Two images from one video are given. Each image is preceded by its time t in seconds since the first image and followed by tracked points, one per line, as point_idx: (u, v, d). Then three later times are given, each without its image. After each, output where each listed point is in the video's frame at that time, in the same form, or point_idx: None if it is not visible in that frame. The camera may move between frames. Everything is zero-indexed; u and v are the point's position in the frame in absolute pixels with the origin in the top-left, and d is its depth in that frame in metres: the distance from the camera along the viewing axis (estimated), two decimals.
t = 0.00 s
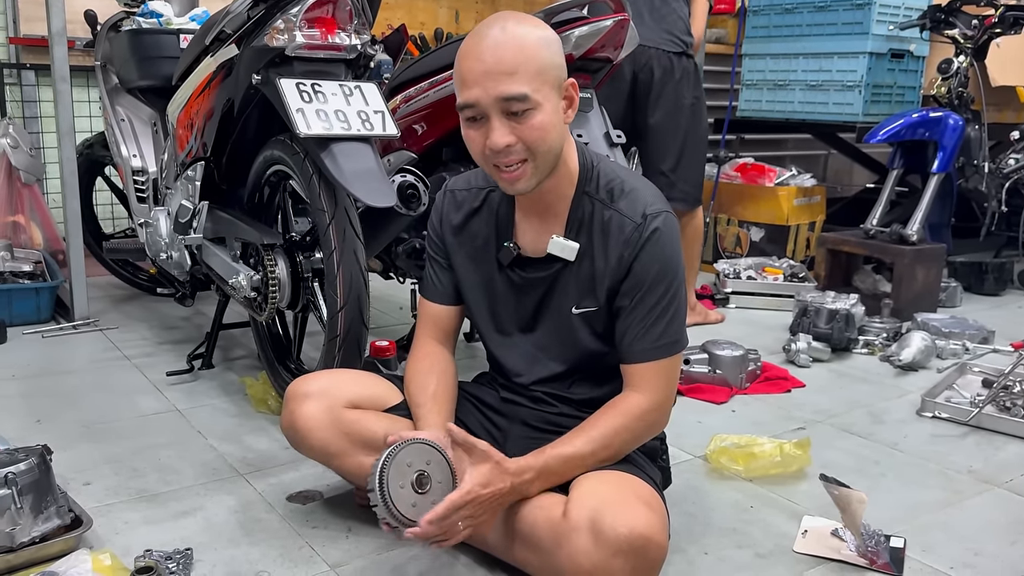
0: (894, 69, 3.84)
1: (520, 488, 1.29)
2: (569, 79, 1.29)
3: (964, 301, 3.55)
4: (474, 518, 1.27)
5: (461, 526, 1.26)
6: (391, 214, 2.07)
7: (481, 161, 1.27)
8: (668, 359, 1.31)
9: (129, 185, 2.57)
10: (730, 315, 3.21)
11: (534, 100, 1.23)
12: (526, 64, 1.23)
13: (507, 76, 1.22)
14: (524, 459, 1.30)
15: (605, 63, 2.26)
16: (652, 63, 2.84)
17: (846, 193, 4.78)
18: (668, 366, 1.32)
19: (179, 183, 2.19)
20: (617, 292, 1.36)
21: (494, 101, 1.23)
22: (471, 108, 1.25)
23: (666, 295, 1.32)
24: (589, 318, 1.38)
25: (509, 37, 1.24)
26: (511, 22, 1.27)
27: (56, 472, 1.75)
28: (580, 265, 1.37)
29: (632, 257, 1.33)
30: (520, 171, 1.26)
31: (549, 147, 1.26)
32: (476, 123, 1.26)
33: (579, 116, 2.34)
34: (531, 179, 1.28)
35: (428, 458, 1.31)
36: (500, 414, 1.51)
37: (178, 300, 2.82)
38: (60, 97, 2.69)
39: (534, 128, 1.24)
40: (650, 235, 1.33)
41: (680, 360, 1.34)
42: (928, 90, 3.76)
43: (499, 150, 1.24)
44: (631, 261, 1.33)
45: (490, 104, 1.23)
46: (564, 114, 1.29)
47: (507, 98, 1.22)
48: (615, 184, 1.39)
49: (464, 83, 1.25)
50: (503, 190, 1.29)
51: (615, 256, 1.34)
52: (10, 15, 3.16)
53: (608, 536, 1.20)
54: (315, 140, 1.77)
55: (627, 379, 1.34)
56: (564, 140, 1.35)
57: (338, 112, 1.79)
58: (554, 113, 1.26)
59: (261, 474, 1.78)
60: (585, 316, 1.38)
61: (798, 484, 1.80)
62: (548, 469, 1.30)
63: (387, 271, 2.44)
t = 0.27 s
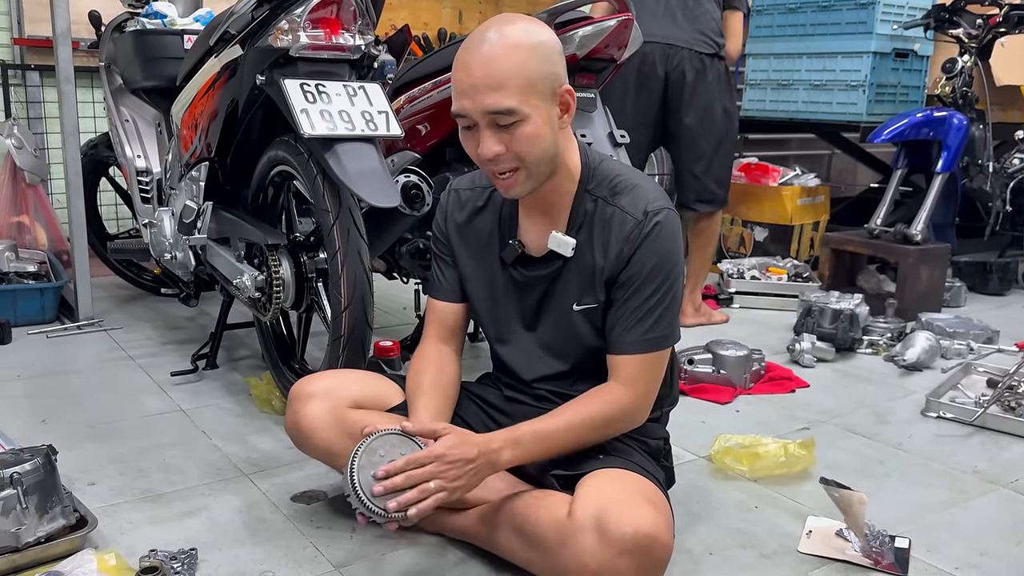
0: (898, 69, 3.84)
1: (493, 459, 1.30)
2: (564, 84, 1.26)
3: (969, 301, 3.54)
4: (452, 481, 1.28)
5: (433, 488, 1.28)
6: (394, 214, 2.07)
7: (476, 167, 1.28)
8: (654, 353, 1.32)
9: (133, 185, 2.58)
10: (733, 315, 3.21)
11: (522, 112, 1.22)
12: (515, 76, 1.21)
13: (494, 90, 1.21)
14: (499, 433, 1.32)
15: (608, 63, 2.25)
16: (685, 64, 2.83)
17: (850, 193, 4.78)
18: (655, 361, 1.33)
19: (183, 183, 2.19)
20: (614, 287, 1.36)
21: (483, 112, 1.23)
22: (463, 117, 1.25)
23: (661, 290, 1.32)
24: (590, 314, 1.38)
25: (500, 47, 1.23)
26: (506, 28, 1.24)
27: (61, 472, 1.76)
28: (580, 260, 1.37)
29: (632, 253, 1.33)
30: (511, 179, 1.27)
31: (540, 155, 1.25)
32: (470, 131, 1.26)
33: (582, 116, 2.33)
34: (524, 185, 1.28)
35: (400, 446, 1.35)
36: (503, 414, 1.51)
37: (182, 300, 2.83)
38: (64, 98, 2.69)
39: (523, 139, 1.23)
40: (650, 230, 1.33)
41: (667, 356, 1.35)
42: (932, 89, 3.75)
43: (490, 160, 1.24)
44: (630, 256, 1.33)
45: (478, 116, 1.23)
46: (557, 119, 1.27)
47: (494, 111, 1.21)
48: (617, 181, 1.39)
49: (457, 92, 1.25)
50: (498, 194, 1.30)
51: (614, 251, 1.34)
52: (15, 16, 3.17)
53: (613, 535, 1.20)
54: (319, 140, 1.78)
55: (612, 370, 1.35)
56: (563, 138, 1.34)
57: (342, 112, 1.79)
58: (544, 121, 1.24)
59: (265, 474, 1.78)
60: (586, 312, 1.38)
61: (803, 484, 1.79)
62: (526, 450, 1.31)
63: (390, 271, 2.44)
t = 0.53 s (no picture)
0: (902, 69, 3.83)
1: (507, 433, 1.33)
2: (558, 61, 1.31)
3: (973, 301, 3.54)
4: (470, 446, 1.31)
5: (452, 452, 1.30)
6: (398, 215, 2.08)
7: (482, 143, 1.27)
8: (666, 345, 1.32)
9: (138, 186, 2.59)
10: (737, 315, 3.21)
11: (524, 71, 1.24)
12: (512, 41, 1.26)
13: (495, 52, 1.25)
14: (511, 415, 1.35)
15: (612, 63, 2.25)
16: (711, 69, 2.83)
17: (853, 193, 4.77)
18: (666, 355, 1.33)
19: (188, 184, 2.20)
20: (618, 282, 1.36)
21: (485, 77, 1.25)
22: (465, 91, 1.27)
23: (667, 282, 1.32)
24: (594, 311, 1.38)
25: (496, 25, 1.28)
26: (497, 18, 1.31)
27: (66, 472, 1.76)
28: (582, 258, 1.37)
29: (635, 248, 1.33)
30: (519, 142, 1.26)
31: (545, 116, 1.26)
32: (472, 106, 1.27)
33: (585, 117, 2.34)
34: (532, 151, 1.27)
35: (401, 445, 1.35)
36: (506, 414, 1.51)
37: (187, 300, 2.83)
38: (69, 99, 2.70)
39: (528, 96, 1.24)
40: (653, 226, 1.33)
41: (683, 347, 1.34)
42: (936, 89, 3.75)
43: (497, 122, 1.24)
44: (633, 251, 1.34)
45: (482, 80, 1.25)
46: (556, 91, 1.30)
47: (497, 70, 1.24)
48: (616, 178, 1.39)
49: (456, 70, 1.27)
50: (505, 169, 1.28)
51: (617, 248, 1.34)
52: (20, 17, 3.17)
53: (616, 536, 1.21)
54: (323, 141, 1.78)
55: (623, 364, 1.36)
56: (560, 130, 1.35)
57: (346, 113, 1.80)
58: (546, 86, 1.27)
59: (269, 474, 1.78)
60: (590, 310, 1.38)
61: (807, 484, 1.79)
62: (538, 425, 1.34)
63: (394, 272, 2.44)
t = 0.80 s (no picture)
0: (905, 69, 3.83)
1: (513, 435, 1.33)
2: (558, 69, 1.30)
3: (977, 302, 3.53)
4: (475, 451, 1.31)
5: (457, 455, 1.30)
6: (402, 216, 2.08)
7: (479, 153, 1.29)
8: (670, 346, 1.32)
9: (142, 187, 2.59)
10: (740, 316, 3.21)
11: (521, 85, 1.24)
12: (511, 53, 1.26)
13: (493, 64, 1.25)
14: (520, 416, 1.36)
15: (615, 65, 2.26)
16: (723, 83, 2.84)
17: (857, 194, 4.77)
18: (669, 356, 1.33)
19: (192, 186, 2.20)
20: (620, 284, 1.36)
21: (482, 90, 1.26)
22: (462, 101, 1.27)
23: (669, 283, 1.32)
24: (596, 313, 1.38)
25: (498, 34, 1.28)
26: (501, 23, 1.30)
27: (71, 473, 1.77)
28: (584, 260, 1.37)
29: (636, 250, 1.33)
30: (516, 157, 1.27)
31: (542, 130, 1.27)
32: (471, 116, 1.28)
33: (589, 118, 2.31)
34: (530, 165, 1.28)
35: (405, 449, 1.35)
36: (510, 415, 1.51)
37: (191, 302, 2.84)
38: (73, 100, 2.71)
39: (524, 112, 1.25)
40: (654, 227, 1.33)
41: (684, 348, 1.34)
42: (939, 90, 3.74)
43: (493, 137, 1.25)
44: (635, 253, 1.34)
45: (479, 93, 1.25)
46: (555, 101, 1.29)
47: (493, 84, 1.24)
48: (616, 180, 1.39)
49: (456, 80, 1.28)
50: (502, 180, 1.30)
51: (618, 249, 1.35)
52: (24, 19, 3.18)
53: (622, 535, 1.21)
54: (327, 142, 1.79)
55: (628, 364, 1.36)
56: (561, 137, 1.36)
57: (350, 114, 1.80)
58: (543, 99, 1.27)
59: (273, 475, 1.79)
60: (592, 311, 1.38)
61: (811, 486, 1.79)
62: (544, 427, 1.34)
63: (397, 272, 2.44)
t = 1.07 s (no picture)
0: (908, 70, 3.82)
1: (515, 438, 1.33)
2: (547, 81, 1.28)
3: (979, 303, 3.53)
4: (477, 455, 1.30)
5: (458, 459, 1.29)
6: (404, 218, 2.08)
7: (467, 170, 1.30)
8: (675, 348, 1.32)
9: (145, 188, 2.60)
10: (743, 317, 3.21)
11: (501, 104, 1.24)
12: (492, 71, 1.24)
13: (473, 84, 1.24)
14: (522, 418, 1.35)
15: (618, 65, 2.26)
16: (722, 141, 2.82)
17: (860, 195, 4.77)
18: (674, 357, 1.34)
19: (195, 187, 2.21)
20: (626, 286, 1.36)
21: (465, 109, 1.26)
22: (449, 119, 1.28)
23: (674, 285, 1.32)
24: (600, 315, 1.38)
25: (482, 47, 1.26)
26: (488, 33, 1.29)
27: (74, 474, 1.77)
28: (589, 262, 1.37)
29: (641, 252, 1.33)
30: (500, 174, 1.27)
31: (525, 148, 1.26)
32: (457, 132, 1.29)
33: (591, 120, 2.31)
34: (515, 181, 1.28)
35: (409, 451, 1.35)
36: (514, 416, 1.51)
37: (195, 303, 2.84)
38: (76, 101, 2.71)
39: (505, 132, 1.24)
40: (660, 229, 1.33)
41: (689, 348, 1.35)
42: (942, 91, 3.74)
43: (475, 156, 1.26)
44: (640, 255, 1.34)
45: (461, 112, 1.25)
46: (542, 114, 1.27)
47: (472, 105, 1.24)
48: (621, 182, 1.39)
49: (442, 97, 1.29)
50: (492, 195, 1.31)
51: (624, 251, 1.35)
52: (28, 20, 3.19)
53: (624, 538, 1.21)
54: (330, 144, 1.79)
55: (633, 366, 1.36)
56: (556, 143, 1.34)
57: (353, 116, 1.80)
58: (525, 115, 1.25)
59: (276, 476, 1.79)
60: (597, 313, 1.39)
61: (813, 487, 1.79)
62: (549, 429, 1.34)
63: (400, 274, 2.45)
